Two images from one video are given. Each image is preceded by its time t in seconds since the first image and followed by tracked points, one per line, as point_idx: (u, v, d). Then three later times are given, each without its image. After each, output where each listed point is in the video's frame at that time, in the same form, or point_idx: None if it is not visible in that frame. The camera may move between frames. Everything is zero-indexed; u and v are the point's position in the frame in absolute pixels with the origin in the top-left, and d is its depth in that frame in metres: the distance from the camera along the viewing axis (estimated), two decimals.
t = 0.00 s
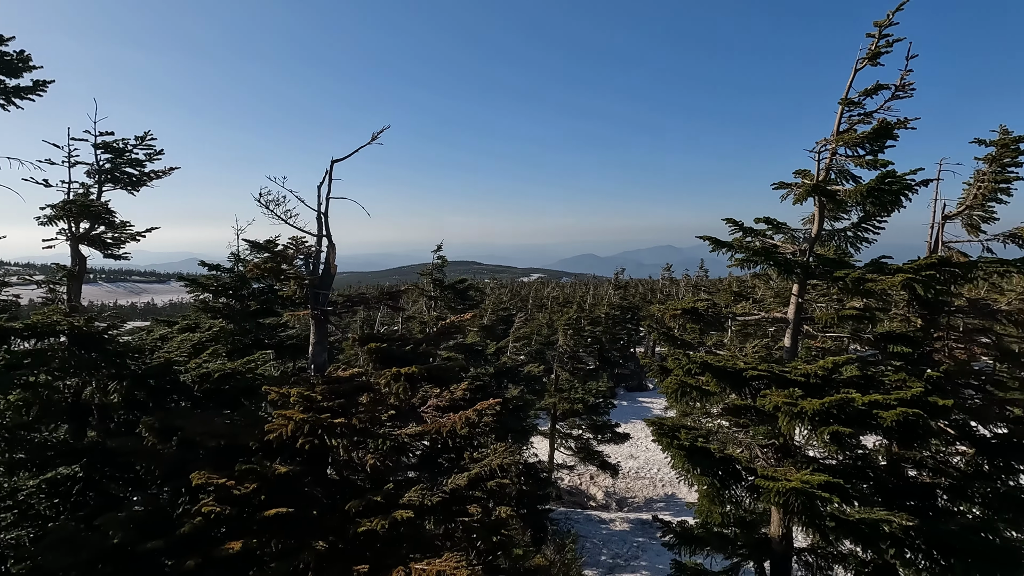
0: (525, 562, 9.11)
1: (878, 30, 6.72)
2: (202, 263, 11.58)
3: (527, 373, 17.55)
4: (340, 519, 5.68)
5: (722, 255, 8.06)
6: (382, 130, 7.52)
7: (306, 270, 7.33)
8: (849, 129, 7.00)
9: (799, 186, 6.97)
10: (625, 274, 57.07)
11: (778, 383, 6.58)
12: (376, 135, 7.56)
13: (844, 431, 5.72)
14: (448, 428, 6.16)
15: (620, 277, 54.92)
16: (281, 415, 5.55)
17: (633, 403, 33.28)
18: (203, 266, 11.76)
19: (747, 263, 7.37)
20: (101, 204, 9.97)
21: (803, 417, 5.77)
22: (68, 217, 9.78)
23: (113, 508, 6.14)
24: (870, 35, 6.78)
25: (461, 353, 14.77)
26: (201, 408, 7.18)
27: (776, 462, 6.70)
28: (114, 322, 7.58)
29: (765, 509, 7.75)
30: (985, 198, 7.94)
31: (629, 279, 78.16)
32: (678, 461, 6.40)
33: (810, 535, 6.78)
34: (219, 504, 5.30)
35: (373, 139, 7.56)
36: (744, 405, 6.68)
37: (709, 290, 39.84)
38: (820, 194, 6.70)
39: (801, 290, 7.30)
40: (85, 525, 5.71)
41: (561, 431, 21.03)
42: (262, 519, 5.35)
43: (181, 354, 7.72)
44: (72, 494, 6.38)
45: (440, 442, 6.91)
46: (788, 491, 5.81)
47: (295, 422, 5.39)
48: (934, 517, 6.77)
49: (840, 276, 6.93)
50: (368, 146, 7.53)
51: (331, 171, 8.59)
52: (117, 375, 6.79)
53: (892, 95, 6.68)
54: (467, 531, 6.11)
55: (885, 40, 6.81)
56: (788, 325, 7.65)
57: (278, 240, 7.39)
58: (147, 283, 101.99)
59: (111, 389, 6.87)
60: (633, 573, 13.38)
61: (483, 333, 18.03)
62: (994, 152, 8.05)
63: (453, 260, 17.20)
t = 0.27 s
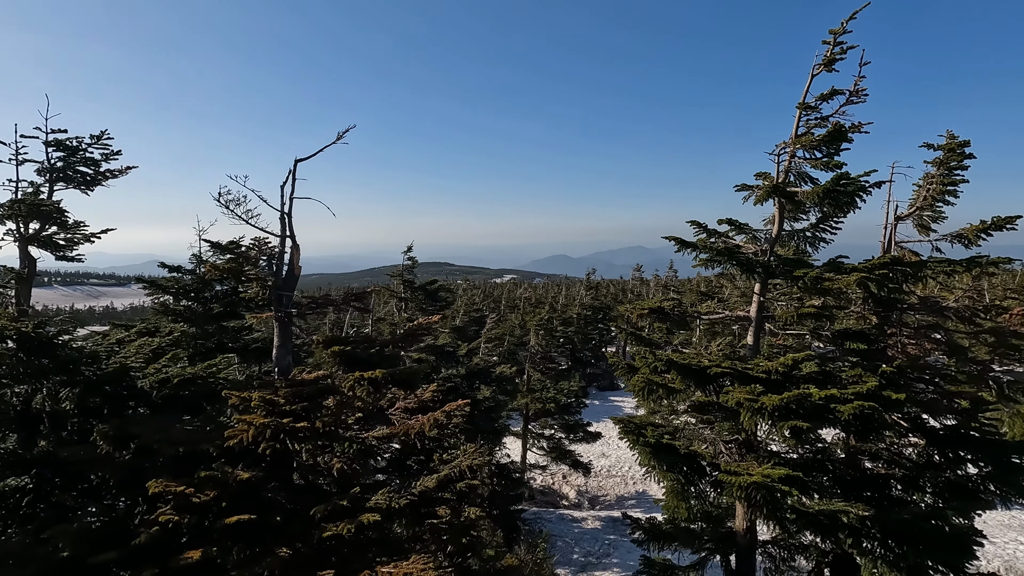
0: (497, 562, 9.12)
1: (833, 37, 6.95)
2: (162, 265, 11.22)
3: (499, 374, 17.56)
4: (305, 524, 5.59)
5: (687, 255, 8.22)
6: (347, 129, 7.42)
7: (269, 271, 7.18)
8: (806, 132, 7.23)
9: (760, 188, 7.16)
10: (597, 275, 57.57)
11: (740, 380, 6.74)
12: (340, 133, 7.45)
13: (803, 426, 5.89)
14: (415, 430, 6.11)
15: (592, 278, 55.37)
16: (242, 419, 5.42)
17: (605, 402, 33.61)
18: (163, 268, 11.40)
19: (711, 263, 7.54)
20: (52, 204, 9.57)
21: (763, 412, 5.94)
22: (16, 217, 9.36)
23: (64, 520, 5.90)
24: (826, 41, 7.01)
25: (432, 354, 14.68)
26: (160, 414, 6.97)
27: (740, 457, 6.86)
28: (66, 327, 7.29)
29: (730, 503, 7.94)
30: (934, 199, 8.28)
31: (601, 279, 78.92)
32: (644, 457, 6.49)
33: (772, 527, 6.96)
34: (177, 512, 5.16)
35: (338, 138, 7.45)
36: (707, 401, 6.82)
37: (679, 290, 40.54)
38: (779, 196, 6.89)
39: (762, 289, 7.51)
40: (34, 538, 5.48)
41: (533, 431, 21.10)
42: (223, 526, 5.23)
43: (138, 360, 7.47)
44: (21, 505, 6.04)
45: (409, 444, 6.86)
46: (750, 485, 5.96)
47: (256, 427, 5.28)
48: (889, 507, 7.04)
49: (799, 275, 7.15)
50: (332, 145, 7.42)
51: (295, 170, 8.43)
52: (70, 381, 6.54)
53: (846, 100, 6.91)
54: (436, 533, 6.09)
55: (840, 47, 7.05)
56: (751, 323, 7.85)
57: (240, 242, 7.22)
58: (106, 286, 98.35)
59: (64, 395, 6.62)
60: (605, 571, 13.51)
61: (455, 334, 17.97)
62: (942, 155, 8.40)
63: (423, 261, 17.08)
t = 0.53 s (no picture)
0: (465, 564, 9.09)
1: (788, 44, 7.19)
2: (115, 267, 10.79)
3: (469, 375, 17.48)
4: (266, 531, 5.47)
5: (651, 255, 8.35)
6: (308, 127, 7.25)
7: (228, 273, 6.99)
8: (764, 136, 7.45)
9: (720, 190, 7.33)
10: (567, 275, 57.97)
11: (702, 378, 6.89)
12: (302, 132, 7.29)
13: (762, 421, 6.07)
14: (380, 433, 6.06)
15: (562, 278, 55.71)
16: (198, 425, 5.27)
17: (575, 402, 33.86)
18: (117, 270, 10.97)
19: (674, 263, 7.69)
20: None
21: (724, 409, 6.09)
22: None
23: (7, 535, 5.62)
24: (781, 48, 7.24)
25: (400, 356, 14.53)
26: (112, 422, 6.71)
27: (702, 453, 7.02)
28: (9, 332, 6.95)
29: (695, 499, 8.10)
30: (884, 201, 8.63)
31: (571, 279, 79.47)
32: (610, 455, 6.54)
33: (734, 520, 7.15)
34: (129, 523, 4.98)
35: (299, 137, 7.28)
36: (671, 399, 6.95)
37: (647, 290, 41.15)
38: (738, 197, 7.09)
39: (723, 288, 7.69)
40: None
41: (503, 431, 21.09)
42: (178, 536, 5.07)
43: (89, 366, 7.18)
44: None
45: (375, 447, 6.78)
46: (712, 480, 6.10)
47: (213, 433, 5.15)
48: (844, 498, 7.31)
49: (758, 275, 7.35)
50: (293, 144, 7.26)
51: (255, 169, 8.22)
52: (13, 390, 6.23)
53: (801, 105, 7.16)
54: (402, 536, 6.05)
55: (795, 53, 7.30)
56: (713, 322, 8.04)
57: (198, 242, 7.01)
58: (59, 289, 94.17)
59: (6, 404, 6.30)
60: (575, 569, 13.61)
61: (424, 336, 17.81)
62: (892, 159, 8.77)
63: (391, 262, 16.89)
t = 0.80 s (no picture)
0: (439, 566, 9.04)
1: (751, 49, 7.37)
2: (73, 269, 10.41)
3: (442, 377, 17.39)
4: (231, 538, 5.35)
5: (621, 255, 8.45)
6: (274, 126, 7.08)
7: (189, 275, 6.80)
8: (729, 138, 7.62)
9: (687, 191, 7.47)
10: (541, 275, 58.19)
11: (671, 376, 7.00)
12: (267, 131, 7.11)
13: (728, 417, 6.21)
14: (349, 436, 5.98)
15: (536, 279, 55.88)
16: (158, 432, 5.12)
17: (549, 402, 34.01)
18: (75, 273, 10.58)
19: (643, 263, 7.80)
20: None
21: (691, 406, 6.20)
22: None
23: None
24: (745, 53, 7.42)
25: (372, 358, 14.37)
26: (68, 430, 6.46)
27: (671, 450, 7.13)
28: None
29: (665, 495, 8.22)
30: (844, 203, 8.92)
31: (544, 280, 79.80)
32: (581, 454, 6.58)
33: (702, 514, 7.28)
34: (85, 534, 4.81)
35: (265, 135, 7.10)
36: (640, 397, 7.04)
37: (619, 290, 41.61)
38: (704, 199, 7.23)
39: (691, 288, 7.84)
40: None
41: (478, 433, 21.05)
42: (138, 546, 4.92)
43: (42, 372, 6.89)
44: None
45: (344, 450, 6.70)
46: (681, 476, 6.20)
47: (175, 440, 5.02)
48: (807, 491, 7.52)
49: (724, 274, 7.52)
50: (258, 143, 7.09)
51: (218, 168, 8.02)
52: None
53: (764, 108, 7.34)
54: (372, 541, 5.98)
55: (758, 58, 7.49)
56: (681, 321, 8.18)
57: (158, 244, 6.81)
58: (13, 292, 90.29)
59: None
60: (550, 568, 13.67)
61: (396, 337, 17.66)
62: (850, 163, 9.06)
63: (362, 263, 16.69)
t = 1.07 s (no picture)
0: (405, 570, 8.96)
1: (709, 55, 7.58)
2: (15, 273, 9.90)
3: (409, 379, 17.23)
4: (185, 550, 5.19)
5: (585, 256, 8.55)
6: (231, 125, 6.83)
7: (140, 278, 6.57)
8: (688, 142, 7.82)
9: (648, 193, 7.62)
10: (509, 276, 58.30)
11: (633, 374, 7.13)
12: (224, 130, 6.86)
13: (688, 414, 6.36)
14: (311, 441, 5.87)
15: (504, 280, 55.95)
16: (107, 442, 4.93)
17: (518, 403, 34.08)
18: (18, 277, 10.07)
19: (606, 264, 7.92)
20: None
21: (652, 403, 6.32)
22: None
23: None
24: (702, 59, 7.62)
25: (337, 361, 14.12)
26: (9, 441, 6.15)
27: (634, 447, 7.26)
28: None
29: (629, 492, 8.35)
30: (797, 206, 9.25)
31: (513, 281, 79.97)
32: (546, 453, 6.63)
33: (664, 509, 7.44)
34: (27, 551, 4.59)
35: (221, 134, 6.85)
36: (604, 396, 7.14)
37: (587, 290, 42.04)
38: (665, 201, 7.39)
39: (653, 288, 8.00)
40: None
41: (446, 435, 20.93)
42: (85, 561, 4.73)
43: None
44: None
45: (306, 456, 6.57)
46: (643, 473, 6.32)
47: (124, 449, 4.84)
48: (764, 485, 7.78)
49: (684, 275, 7.70)
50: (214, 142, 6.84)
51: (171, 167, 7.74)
52: None
53: (721, 113, 7.56)
54: (335, 546, 5.89)
55: (715, 64, 7.70)
56: (644, 321, 8.34)
57: (106, 246, 6.54)
58: None
59: None
60: (518, 569, 13.72)
61: (361, 340, 17.41)
62: (802, 166, 9.41)
63: (326, 266, 16.39)
